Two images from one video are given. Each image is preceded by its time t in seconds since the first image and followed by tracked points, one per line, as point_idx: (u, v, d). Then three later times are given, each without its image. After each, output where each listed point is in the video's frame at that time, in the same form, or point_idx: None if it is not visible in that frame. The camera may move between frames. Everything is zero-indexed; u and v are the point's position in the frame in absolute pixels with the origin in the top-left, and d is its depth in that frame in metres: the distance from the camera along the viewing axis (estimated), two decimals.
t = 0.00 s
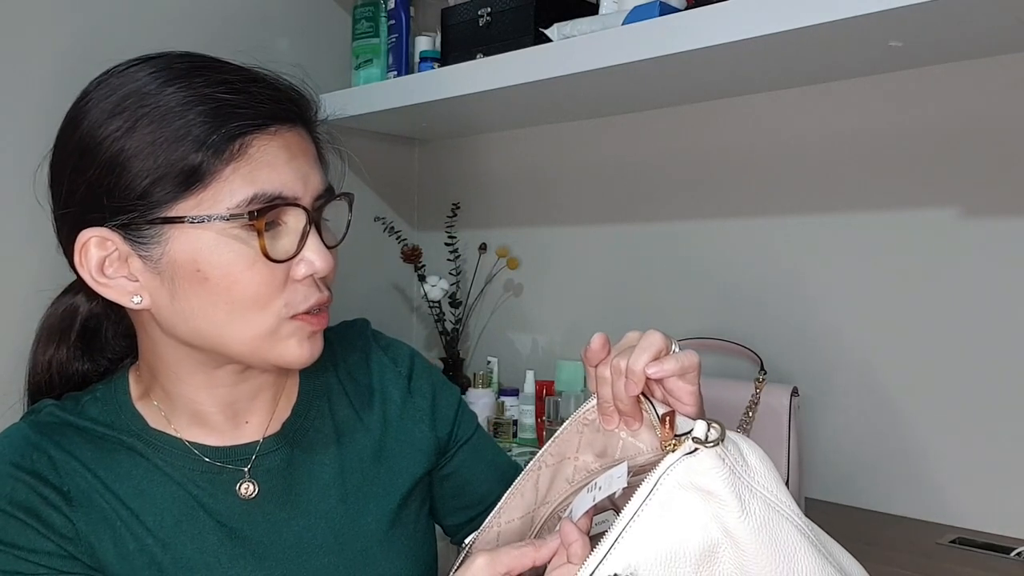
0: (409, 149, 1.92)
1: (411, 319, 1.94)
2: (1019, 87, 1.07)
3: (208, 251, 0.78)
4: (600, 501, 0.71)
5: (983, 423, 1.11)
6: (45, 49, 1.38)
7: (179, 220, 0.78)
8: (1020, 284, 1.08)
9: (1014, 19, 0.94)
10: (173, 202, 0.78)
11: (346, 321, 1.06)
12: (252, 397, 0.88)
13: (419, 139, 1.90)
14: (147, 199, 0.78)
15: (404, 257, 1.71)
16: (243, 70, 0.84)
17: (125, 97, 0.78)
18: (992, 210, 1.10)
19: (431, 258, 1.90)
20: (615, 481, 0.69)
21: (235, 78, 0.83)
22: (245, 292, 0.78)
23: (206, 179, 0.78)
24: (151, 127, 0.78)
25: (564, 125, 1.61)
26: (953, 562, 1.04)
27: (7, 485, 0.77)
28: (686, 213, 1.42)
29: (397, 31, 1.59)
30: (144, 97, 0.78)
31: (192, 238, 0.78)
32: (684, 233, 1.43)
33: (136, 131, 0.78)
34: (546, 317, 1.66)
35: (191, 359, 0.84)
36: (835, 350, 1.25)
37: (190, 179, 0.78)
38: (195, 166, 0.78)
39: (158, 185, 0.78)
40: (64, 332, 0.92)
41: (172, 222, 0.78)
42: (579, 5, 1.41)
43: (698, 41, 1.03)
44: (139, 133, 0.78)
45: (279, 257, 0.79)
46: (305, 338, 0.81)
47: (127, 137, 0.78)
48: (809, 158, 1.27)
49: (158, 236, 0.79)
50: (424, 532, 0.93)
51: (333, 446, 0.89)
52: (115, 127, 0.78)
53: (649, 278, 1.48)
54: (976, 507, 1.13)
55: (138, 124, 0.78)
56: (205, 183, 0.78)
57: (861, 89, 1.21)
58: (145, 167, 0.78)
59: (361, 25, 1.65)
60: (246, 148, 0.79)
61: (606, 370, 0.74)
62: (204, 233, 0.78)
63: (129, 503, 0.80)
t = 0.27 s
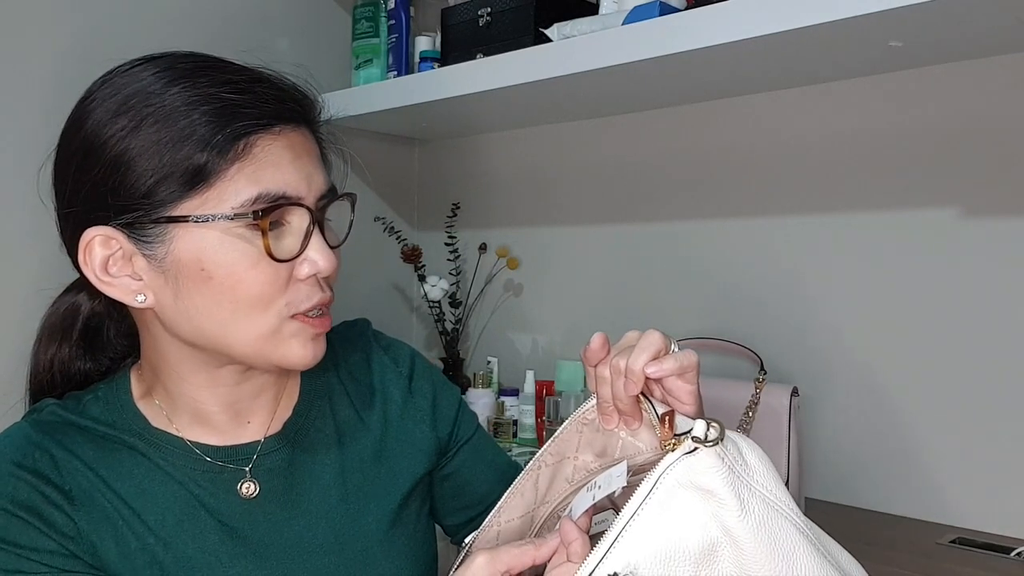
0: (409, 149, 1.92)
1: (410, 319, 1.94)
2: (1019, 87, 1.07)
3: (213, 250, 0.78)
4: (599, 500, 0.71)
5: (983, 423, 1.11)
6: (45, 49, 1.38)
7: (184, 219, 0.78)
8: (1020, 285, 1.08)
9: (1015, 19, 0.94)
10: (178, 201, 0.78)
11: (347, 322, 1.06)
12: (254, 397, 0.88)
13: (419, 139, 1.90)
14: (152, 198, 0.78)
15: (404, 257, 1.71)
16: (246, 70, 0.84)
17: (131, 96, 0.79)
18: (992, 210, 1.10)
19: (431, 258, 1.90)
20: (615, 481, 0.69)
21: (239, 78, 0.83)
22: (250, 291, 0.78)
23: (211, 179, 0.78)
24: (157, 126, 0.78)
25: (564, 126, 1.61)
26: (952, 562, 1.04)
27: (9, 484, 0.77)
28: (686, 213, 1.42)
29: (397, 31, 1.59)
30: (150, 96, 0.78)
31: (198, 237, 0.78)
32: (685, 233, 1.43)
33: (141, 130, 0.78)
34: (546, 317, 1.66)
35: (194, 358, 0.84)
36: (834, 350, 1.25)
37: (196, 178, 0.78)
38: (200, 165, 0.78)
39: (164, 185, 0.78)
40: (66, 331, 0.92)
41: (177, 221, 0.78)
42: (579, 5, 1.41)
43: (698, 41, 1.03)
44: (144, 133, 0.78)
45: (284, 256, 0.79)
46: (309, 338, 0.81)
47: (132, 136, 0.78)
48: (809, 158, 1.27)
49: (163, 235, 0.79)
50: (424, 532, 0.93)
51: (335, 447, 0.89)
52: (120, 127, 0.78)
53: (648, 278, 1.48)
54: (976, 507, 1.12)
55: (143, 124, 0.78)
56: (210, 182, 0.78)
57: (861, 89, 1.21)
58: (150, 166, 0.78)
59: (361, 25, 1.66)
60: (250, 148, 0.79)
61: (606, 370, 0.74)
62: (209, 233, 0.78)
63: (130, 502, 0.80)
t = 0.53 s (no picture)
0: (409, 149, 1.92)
1: (410, 319, 1.94)
2: (1019, 87, 1.07)
3: (218, 249, 0.78)
4: (598, 498, 0.71)
5: (983, 423, 1.11)
6: (45, 49, 1.38)
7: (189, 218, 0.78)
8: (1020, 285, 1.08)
9: (1015, 19, 0.94)
10: (183, 201, 0.78)
11: (349, 322, 1.06)
12: (256, 396, 0.88)
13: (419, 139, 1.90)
14: (157, 197, 0.78)
15: (403, 257, 1.71)
16: (251, 70, 0.84)
17: (136, 95, 0.79)
18: (992, 210, 1.10)
19: (431, 258, 1.90)
20: (612, 479, 0.69)
21: (244, 78, 0.83)
22: (254, 290, 0.78)
23: (215, 178, 0.78)
24: (162, 126, 0.78)
25: (564, 125, 1.61)
26: (952, 562, 1.04)
27: (11, 482, 0.76)
28: (686, 213, 1.42)
29: (397, 31, 1.59)
30: (155, 95, 0.78)
31: (202, 236, 0.78)
32: (685, 233, 1.42)
33: (146, 130, 0.78)
34: (546, 317, 1.66)
35: (198, 357, 0.84)
36: (834, 350, 1.25)
37: (200, 177, 0.78)
38: (205, 164, 0.78)
39: (168, 184, 0.78)
40: (69, 330, 0.92)
41: (181, 220, 0.78)
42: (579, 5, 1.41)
43: (699, 41, 1.03)
44: (150, 132, 0.78)
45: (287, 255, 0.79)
46: (313, 337, 0.81)
47: (138, 135, 0.78)
48: (809, 158, 1.27)
49: (167, 234, 0.79)
50: (424, 532, 0.93)
51: (336, 447, 0.89)
52: (125, 126, 0.78)
53: (648, 278, 1.48)
54: (975, 507, 1.13)
55: (149, 123, 0.78)
56: (215, 181, 0.78)
57: (861, 88, 1.21)
58: (155, 165, 0.78)
59: (361, 26, 1.66)
60: (255, 147, 0.79)
61: (604, 369, 0.74)
62: (214, 232, 0.78)
63: (132, 502, 0.80)
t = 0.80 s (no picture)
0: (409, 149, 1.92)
1: (410, 319, 1.94)
2: (1019, 88, 1.07)
3: (221, 248, 0.78)
4: (598, 498, 0.71)
5: (984, 423, 1.11)
6: (45, 49, 1.38)
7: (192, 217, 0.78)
8: (1020, 285, 1.08)
9: (1015, 19, 0.94)
10: (187, 199, 0.78)
11: (350, 321, 1.06)
12: (258, 395, 0.88)
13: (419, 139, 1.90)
14: (160, 197, 0.78)
15: (403, 257, 1.71)
16: (254, 69, 0.84)
17: (140, 95, 0.79)
18: (992, 210, 1.10)
19: (431, 258, 1.90)
20: (613, 479, 0.69)
21: (248, 77, 0.83)
22: (258, 289, 0.78)
23: (219, 177, 0.78)
24: (166, 125, 0.78)
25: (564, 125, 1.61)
26: (953, 562, 1.04)
27: (12, 480, 0.77)
28: (686, 213, 1.42)
29: (397, 31, 1.59)
30: (159, 95, 0.78)
31: (206, 235, 0.78)
32: (685, 233, 1.42)
33: (150, 129, 0.78)
34: (547, 317, 1.66)
35: (201, 357, 0.84)
36: (834, 350, 1.25)
37: (204, 176, 0.78)
38: (209, 163, 0.78)
39: (172, 183, 0.78)
40: (71, 329, 0.92)
41: (184, 219, 0.78)
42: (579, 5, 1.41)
43: (699, 41, 1.03)
44: (153, 131, 0.78)
45: (291, 254, 0.79)
46: (315, 334, 0.81)
47: (142, 134, 0.78)
48: (809, 158, 1.27)
49: (170, 233, 0.79)
50: (425, 532, 0.93)
51: (336, 447, 0.89)
52: (129, 125, 0.78)
53: (648, 278, 1.48)
54: (975, 507, 1.13)
55: (152, 123, 0.78)
56: (218, 180, 0.78)
57: (861, 88, 1.21)
58: (159, 165, 0.78)
59: (361, 25, 1.65)
60: (258, 146, 0.79)
61: (605, 370, 0.74)
62: (217, 231, 0.78)
63: (132, 500, 0.80)
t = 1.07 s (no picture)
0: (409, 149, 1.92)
1: (410, 319, 1.94)
2: (1019, 87, 1.07)
3: (225, 251, 0.78)
4: (599, 504, 0.71)
5: (984, 423, 1.11)
6: (45, 49, 1.38)
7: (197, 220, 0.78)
8: (1020, 285, 1.08)
9: (1015, 19, 0.94)
10: (191, 202, 0.78)
11: (351, 323, 1.06)
12: (261, 398, 0.88)
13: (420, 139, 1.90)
14: (165, 198, 0.78)
15: (404, 257, 1.71)
16: (261, 72, 0.84)
17: (147, 96, 0.79)
18: (992, 210, 1.10)
19: (431, 259, 1.90)
20: (613, 486, 0.69)
21: (255, 80, 0.83)
22: (260, 294, 0.78)
23: (223, 180, 0.78)
24: (171, 127, 0.78)
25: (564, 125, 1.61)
26: (952, 562, 1.04)
27: (13, 479, 0.77)
28: (686, 213, 1.42)
29: (397, 31, 1.59)
30: (165, 97, 0.78)
31: (210, 238, 0.78)
32: (685, 234, 1.42)
33: (156, 131, 0.78)
34: (547, 317, 1.66)
35: (204, 359, 0.84)
36: (834, 350, 1.25)
37: (209, 179, 0.78)
38: (214, 166, 0.78)
39: (177, 185, 0.78)
40: (74, 326, 0.92)
41: (188, 222, 0.78)
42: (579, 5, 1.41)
43: (699, 41, 1.03)
44: (159, 133, 0.78)
45: (294, 260, 0.79)
46: (315, 340, 0.81)
47: (147, 136, 0.78)
48: (809, 158, 1.27)
49: (174, 235, 0.79)
50: (424, 533, 0.93)
51: (337, 449, 0.89)
52: (135, 126, 0.78)
53: (648, 278, 1.48)
54: (975, 507, 1.12)
55: (158, 124, 0.78)
56: (222, 184, 0.78)
57: (860, 88, 1.21)
58: (164, 166, 0.78)
59: (361, 25, 1.66)
60: (264, 150, 0.79)
61: (607, 375, 0.74)
62: (221, 234, 0.78)
63: (132, 500, 0.80)
